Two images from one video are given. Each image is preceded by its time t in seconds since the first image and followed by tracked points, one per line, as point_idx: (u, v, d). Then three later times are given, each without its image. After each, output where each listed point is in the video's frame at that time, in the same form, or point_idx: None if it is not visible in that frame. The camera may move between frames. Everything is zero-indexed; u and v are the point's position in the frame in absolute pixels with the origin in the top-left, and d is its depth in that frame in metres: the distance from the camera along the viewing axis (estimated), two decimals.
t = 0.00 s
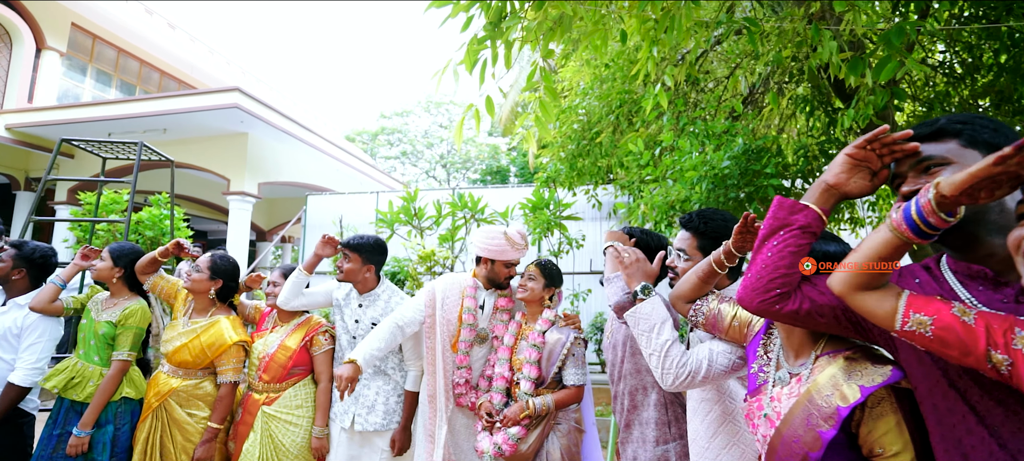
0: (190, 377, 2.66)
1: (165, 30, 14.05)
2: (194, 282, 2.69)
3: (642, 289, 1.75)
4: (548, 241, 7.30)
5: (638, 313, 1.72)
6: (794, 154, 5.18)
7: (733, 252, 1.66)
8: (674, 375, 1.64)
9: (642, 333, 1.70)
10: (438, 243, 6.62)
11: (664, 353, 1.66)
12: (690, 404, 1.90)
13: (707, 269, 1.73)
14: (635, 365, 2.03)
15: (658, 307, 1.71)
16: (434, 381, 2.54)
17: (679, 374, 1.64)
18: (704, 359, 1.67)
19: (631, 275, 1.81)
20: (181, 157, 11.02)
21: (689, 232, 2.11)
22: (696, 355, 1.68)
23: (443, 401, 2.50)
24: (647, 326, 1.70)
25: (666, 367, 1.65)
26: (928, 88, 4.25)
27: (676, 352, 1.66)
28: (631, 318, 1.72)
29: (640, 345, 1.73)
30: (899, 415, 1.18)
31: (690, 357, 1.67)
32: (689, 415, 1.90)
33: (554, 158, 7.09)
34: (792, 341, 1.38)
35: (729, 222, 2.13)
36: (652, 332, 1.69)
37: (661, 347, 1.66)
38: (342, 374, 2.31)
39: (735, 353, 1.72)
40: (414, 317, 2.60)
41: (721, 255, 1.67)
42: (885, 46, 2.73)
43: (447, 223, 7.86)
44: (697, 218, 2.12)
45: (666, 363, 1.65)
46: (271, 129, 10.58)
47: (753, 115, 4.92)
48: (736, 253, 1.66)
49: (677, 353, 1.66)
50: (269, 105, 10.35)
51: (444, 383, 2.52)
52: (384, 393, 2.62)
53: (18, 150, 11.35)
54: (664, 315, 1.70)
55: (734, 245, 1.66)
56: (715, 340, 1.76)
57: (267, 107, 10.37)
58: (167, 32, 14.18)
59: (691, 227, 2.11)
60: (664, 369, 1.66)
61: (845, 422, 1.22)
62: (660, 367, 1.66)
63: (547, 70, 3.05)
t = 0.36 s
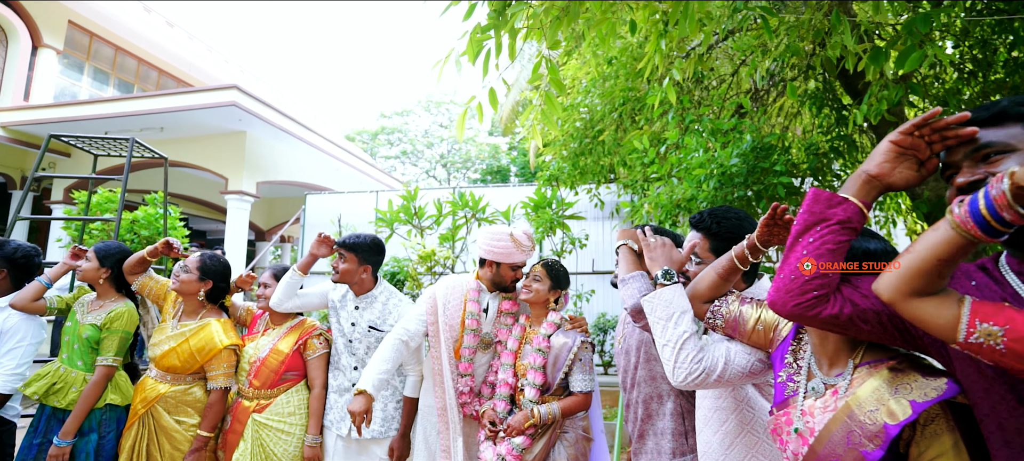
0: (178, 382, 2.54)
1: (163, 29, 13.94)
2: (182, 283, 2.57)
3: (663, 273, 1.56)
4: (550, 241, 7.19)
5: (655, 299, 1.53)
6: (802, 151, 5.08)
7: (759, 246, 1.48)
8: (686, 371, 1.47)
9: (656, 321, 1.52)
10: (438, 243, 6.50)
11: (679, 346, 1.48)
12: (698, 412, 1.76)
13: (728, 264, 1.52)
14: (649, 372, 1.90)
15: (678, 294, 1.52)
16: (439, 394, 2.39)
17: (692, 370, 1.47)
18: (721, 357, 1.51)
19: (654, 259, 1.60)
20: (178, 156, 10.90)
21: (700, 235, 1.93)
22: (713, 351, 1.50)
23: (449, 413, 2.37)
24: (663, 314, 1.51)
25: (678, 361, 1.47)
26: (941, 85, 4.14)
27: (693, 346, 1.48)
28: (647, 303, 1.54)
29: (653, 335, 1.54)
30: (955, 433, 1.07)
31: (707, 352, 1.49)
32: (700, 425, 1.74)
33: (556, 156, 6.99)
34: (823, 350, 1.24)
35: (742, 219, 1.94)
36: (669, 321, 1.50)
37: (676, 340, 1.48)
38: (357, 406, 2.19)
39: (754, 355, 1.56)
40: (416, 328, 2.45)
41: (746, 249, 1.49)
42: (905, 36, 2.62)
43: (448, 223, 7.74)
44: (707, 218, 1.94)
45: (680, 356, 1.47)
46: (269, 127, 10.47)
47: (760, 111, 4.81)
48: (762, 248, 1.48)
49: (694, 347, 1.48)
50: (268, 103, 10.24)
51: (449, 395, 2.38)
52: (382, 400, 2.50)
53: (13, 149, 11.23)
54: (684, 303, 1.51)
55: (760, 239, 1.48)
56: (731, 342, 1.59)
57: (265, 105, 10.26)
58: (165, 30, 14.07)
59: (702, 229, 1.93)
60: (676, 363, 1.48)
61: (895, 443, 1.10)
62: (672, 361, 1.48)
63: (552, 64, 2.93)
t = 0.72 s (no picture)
0: (166, 389, 2.43)
1: (161, 27, 13.82)
2: (170, 285, 2.45)
3: (685, 268, 1.45)
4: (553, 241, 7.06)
5: (676, 295, 1.42)
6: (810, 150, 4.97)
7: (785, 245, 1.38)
8: (704, 375, 1.34)
9: (675, 319, 1.40)
10: (438, 243, 6.38)
11: (698, 348, 1.35)
12: (711, 427, 1.64)
13: (750, 263, 1.41)
14: (663, 379, 1.78)
15: (702, 291, 1.41)
16: (445, 402, 2.26)
17: (711, 375, 1.34)
18: (742, 362, 1.37)
19: (677, 253, 1.52)
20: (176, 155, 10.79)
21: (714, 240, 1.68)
22: (734, 356, 1.37)
23: (454, 420, 2.24)
24: (682, 312, 1.40)
25: (695, 364, 1.35)
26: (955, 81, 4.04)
27: (713, 349, 1.35)
28: (665, 299, 1.44)
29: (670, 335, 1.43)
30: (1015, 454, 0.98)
31: (728, 357, 1.36)
32: (715, 441, 1.62)
33: (558, 155, 6.88)
34: (860, 359, 1.12)
35: (761, 218, 1.66)
36: (689, 320, 1.38)
37: (695, 341, 1.36)
38: (369, 435, 2.09)
39: (777, 362, 1.42)
40: (417, 337, 2.34)
41: (771, 247, 1.38)
42: (926, 27, 2.51)
43: (448, 222, 7.62)
44: (722, 218, 1.67)
45: (699, 359, 1.35)
46: (268, 126, 10.36)
47: (767, 108, 4.69)
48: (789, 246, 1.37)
49: (714, 351, 1.35)
50: (266, 102, 10.14)
51: (455, 401, 2.25)
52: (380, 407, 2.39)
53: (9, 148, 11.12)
54: (707, 302, 1.40)
55: (786, 237, 1.38)
56: (751, 346, 1.43)
57: (264, 103, 10.15)
58: (164, 28, 13.96)
59: (717, 232, 1.67)
60: (693, 366, 1.35)
61: None
62: (689, 363, 1.36)
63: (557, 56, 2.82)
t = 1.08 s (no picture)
0: (153, 395, 2.33)
1: (159, 26, 13.72)
2: (157, 287, 2.35)
3: (703, 269, 1.34)
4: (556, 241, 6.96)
5: (693, 299, 1.31)
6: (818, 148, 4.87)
7: (812, 244, 1.26)
8: (725, 387, 1.24)
9: (693, 325, 1.30)
10: (439, 243, 6.27)
11: (718, 357, 1.25)
12: (729, 440, 1.54)
13: (773, 265, 1.29)
14: (678, 388, 1.68)
15: (722, 295, 1.30)
16: (445, 410, 2.14)
17: (732, 387, 1.24)
18: (767, 374, 1.26)
19: (693, 254, 1.39)
20: (174, 154, 10.69)
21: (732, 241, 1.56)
22: (757, 367, 1.27)
23: (456, 431, 2.13)
24: (700, 318, 1.29)
25: (715, 375, 1.25)
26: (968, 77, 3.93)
27: (734, 359, 1.25)
28: (681, 304, 1.33)
29: (687, 343, 1.32)
30: None
31: (751, 367, 1.26)
32: (733, 458, 1.50)
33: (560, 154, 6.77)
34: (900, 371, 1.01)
35: (782, 219, 1.54)
36: (709, 326, 1.27)
37: (714, 350, 1.25)
38: (375, 456, 1.99)
39: (802, 373, 1.30)
40: (416, 347, 2.19)
41: (795, 247, 1.27)
42: (948, 18, 2.40)
43: (448, 222, 7.51)
44: (740, 218, 1.55)
45: (719, 370, 1.25)
46: (266, 125, 10.26)
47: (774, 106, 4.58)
48: (816, 247, 1.26)
49: (735, 360, 1.25)
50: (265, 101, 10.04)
51: (456, 409, 2.14)
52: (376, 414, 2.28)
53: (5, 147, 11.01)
54: (728, 307, 1.29)
55: (813, 235, 1.26)
56: (772, 356, 1.31)
57: (262, 102, 10.05)
58: (162, 28, 13.85)
59: (735, 232, 1.56)
60: (712, 378, 1.25)
61: None
62: (708, 374, 1.25)
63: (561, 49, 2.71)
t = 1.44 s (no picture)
0: (139, 402, 2.22)
1: (157, 25, 13.62)
2: (143, 289, 2.24)
3: (721, 272, 1.24)
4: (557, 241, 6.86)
5: (712, 304, 1.22)
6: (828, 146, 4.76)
7: (840, 243, 1.16)
8: (748, 402, 1.13)
9: (711, 333, 1.20)
10: (438, 243, 6.17)
11: (739, 369, 1.14)
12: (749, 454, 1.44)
13: (795, 267, 1.18)
14: (693, 397, 1.58)
15: (744, 301, 1.20)
16: (445, 419, 2.06)
17: (756, 402, 1.13)
18: (792, 386, 1.15)
19: (710, 256, 1.30)
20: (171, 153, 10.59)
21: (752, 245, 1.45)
22: (782, 379, 1.15)
23: (454, 441, 2.04)
24: (720, 325, 1.19)
25: (736, 389, 1.14)
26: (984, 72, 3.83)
27: (757, 371, 1.14)
28: (698, 309, 1.23)
29: (704, 353, 1.22)
30: None
31: (776, 380, 1.15)
32: None
33: (562, 153, 6.67)
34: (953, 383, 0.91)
35: (806, 219, 1.43)
36: (728, 334, 1.17)
37: (735, 360, 1.15)
38: None
39: (830, 385, 1.17)
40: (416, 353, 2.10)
41: (821, 247, 1.16)
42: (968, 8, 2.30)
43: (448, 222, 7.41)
44: (761, 219, 1.44)
45: (741, 383, 1.14)
46: (265, 124, 10.16)
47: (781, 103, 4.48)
48: (845, 246, 1.15)
49: (757, 372, 1.14)
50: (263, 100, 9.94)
51: (456, 418, 2.05)
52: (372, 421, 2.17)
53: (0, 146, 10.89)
54: (750, 314, 1.19)
55: (842, 235, 1.15)
56: (797, 366, 1.19)
57: (260, 101, 9.96)
58: (160, 26, 13.75)
59: (755, 234, 1.44)
60: (733, 391, 1.14)
61: None
62: (729, 387, 1.15)
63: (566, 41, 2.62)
